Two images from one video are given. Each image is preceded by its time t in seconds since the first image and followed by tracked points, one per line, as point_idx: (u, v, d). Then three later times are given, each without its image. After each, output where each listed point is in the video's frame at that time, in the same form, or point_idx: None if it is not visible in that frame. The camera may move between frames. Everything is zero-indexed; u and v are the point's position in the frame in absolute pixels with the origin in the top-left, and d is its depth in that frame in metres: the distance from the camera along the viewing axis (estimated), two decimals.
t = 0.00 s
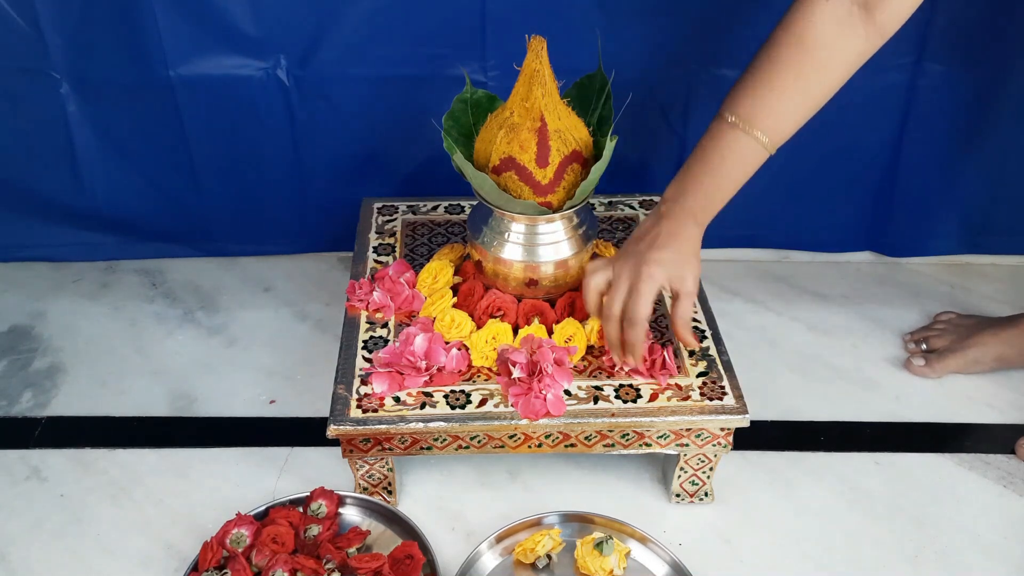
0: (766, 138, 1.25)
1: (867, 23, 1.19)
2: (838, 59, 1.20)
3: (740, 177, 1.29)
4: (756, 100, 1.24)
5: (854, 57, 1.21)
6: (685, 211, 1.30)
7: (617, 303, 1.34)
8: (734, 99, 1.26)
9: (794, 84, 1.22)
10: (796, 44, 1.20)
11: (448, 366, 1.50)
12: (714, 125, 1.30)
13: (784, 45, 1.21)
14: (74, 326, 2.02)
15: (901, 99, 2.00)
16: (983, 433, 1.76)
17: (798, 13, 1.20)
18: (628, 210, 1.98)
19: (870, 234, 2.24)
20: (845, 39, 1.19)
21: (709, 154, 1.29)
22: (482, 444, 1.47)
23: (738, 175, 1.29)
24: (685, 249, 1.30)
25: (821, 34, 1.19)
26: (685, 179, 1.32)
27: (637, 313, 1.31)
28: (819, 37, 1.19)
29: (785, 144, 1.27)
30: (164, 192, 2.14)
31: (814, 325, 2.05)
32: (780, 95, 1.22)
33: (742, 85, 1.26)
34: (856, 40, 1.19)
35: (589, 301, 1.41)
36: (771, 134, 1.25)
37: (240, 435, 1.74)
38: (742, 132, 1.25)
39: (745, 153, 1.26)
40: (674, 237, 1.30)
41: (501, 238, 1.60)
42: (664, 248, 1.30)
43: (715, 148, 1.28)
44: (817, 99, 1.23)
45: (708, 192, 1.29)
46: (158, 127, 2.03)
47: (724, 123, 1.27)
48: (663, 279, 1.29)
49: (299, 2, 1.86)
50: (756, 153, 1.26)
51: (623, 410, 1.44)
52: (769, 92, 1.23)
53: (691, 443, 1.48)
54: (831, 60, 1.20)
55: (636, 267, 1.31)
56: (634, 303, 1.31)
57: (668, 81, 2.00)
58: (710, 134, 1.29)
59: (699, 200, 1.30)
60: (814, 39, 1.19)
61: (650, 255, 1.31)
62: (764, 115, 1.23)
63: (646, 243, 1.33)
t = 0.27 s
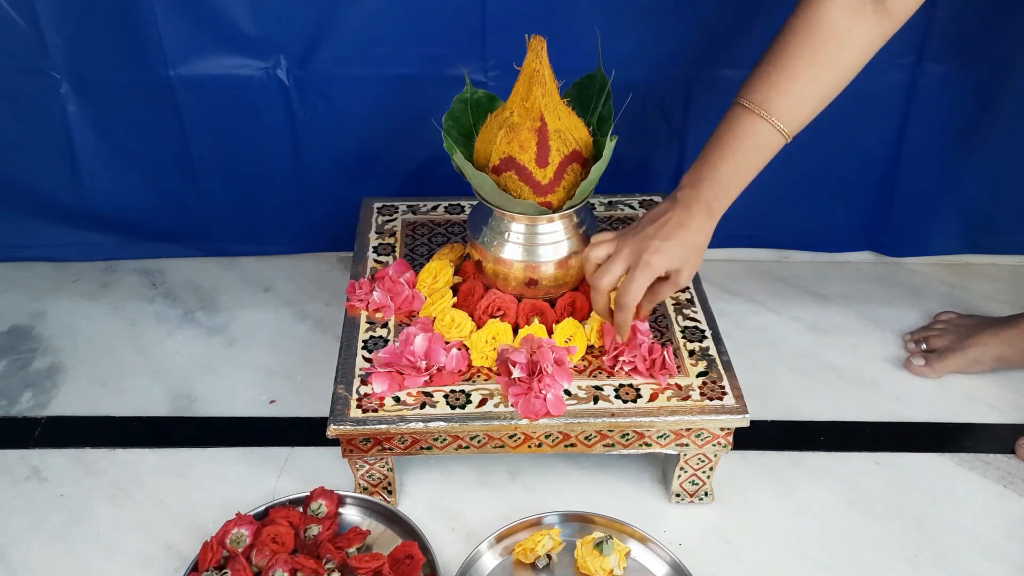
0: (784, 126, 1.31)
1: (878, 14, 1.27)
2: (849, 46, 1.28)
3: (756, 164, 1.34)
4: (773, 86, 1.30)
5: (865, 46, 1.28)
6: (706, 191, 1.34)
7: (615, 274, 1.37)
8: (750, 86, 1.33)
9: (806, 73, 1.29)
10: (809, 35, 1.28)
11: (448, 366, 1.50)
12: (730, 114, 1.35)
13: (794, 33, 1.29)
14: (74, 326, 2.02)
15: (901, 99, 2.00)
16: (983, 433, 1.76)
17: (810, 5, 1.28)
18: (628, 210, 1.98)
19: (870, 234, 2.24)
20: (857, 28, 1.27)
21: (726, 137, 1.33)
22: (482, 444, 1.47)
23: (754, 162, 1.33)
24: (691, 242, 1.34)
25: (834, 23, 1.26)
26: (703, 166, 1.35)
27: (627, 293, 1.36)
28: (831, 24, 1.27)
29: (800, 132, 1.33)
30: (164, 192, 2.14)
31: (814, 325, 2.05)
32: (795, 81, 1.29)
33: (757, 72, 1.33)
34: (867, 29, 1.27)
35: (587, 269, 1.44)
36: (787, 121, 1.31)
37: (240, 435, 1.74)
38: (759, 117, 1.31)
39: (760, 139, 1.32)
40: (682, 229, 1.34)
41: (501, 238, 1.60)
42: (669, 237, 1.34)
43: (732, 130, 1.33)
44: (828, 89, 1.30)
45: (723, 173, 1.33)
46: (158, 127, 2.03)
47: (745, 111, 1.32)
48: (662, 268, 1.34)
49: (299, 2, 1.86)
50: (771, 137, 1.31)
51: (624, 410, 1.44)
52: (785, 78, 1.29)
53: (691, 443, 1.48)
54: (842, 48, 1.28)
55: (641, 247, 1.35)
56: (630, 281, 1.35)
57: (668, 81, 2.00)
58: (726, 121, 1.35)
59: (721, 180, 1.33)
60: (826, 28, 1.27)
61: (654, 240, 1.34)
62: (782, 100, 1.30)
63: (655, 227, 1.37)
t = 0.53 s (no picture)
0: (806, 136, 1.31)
1: (890, 18, 1.27)
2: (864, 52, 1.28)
3: (781, 174, 1.34)
4: (791, 95, 1.30)
5: (879, 52, 1.28)
6: (735, 204, 1.34)
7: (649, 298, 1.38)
8: (767, 98, 1.34)
9: (821, 80, 1.29)
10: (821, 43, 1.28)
11: (448, 366, 1.50)
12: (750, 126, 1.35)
13: (808, 42, 1.30)
14: (74, 326, 2.02)
15: (901, 99, 2.00)
16: (983, 433, 1.76)
17: (821, 14, 1.29)
18: (628, 210, 1.98)
19: (870, 233, 2.24)
20: (869, 34, 1.27)
21: (748, 151, 1.34)
22: (482, 444, 1.47)
23: (777, 174, 1.34)
24: (722, 259, 1.35)
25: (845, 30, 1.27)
26: (727, 181, 1.36)
27: (666, 319, 1.36)
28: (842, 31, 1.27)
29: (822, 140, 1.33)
30: (164, 192, 2.14)
31: (814, 325, 2.05)
32: (812, 88, 1.29)
33: (774, 83, 1.33)
34: (879, 34, 1.27)
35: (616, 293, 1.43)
36: (807, 130, 1.31)
37: (240, 435, 1.74)
38: (779, 128, 1.31)
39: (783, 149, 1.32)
40: (712, 247, 1.34)
41: (501, 238, 1.60)
42: (699, 258, 1.34)
43: (752, 143, 1.33)
44: (846, 96, 1.30)
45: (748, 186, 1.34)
46: (158, 127, 2.03)
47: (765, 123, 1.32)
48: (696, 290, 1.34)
49: (298, 2, 1.86)
50: (793, 148, 1.32)
51: (624, 410, 1.44)
52: (801, 86, 1.30)
53: (691, 443, 1.48)
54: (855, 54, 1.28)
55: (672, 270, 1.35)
56: (665, 305, 1.35)
57: (668, 81, 2.00)
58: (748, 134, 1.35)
59: (748, 193, 1.34)
60: (838, 35, 1.27)
61: (684, 263, 1.35)
62: (800, 108, 1.30)
63: (683, 247, 1.37)
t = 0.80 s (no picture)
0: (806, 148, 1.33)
1: (891, 29, 1.26)
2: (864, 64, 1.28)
3: (782, 186, 1.36)
4: (790, 108, 1.32)
5: (880, 62, 1.28)
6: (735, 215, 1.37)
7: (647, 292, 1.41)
8: (769, 110, 1.35)
9: (822, 93, 1.29)
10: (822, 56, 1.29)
11: (448, 366, 1.50)
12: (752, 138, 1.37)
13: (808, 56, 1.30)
14: (74, 326, 2.02)
15: (901, 99, 2.00)
16: (983, 433, 1.76)
17: (822, 27, 1.29)
18: (628, 210, 1.98)
19: (870, 234, 2.24)
20: (870, 46, 1.27)
21: (749, 163, 1.36)
22: (482, 444, 1.47)
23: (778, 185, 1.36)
24: (723, 267, 1.37)
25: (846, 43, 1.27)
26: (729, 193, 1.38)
27: (657, 307, 1.37)
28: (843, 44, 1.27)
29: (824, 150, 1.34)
30: (164, 192, 2.14)
31: (814, 325, 2.05)
32: (813, 102, 1.30)
33: (776, 95, 1.34)
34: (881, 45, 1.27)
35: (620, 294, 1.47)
36: (807, 143, 1.32)
37: (240, 435, 1.74)
38: (780, 142, 1.33)
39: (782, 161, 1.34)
40: (712, 251, 1.38)
41: (501, 238, 1.60)
42: (700, 262, 1.38)
43: (753, 155, 1.35)
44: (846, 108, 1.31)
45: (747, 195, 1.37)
46: (158, 127, 2.03)
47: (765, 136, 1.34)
48: (694, 291, 1.36)
49: (298, 3, 1.86)
50: (794, 160, 1.33)
51: (624, 410, 1.44)
52: (802, 100, 1.30)
53: (691, 443, 1.48)
54: (856, 66, 1.28)
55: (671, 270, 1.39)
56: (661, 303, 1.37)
57: (668, 81, 2.00)
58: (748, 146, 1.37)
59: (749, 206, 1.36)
60: (839, 49, 1.27)
61: (686, 265, 1.38)
62: (801, 122, 1.31)
63: (686, 254, 1.41)
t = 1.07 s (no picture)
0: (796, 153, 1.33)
1: (885, 35, 1.28)
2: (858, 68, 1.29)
3: (771, 189, 1.36)
4: (782, 112, 1.32)
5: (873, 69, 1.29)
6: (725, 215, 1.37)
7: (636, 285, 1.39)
8: (761, 113, 1.35)
9: (815, 97, 1.30)
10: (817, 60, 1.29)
11: (448, 366, 1.50)
12: (742, 140, 1.37)
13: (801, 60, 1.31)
14: (74, 326, 2.02)
15: (901, 99, 2.00)
16: (983, 433, 1.76)
17: (817, 31, 1.30)
18: (628, 210, 1.98)
19: (870, 233, 2.24)
20: (863, 51, 1.28)
21: (738, 165, 1.36)
22: (482, 444, 1.47)
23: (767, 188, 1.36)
24: (712, 265, 1.36)
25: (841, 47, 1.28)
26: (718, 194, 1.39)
27: (648, 301, 1.36)
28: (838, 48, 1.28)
29: (813, 156, 1.35)
30: (164, 192, 2.14)
31: (814, 325, 2.05)
32: (806, 106, 1.31)
33: (768, 99, 1.35)
34: (874, 51, 1.28)
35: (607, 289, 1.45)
36: (798, 148, 1.33)
37: (240, 435, 1.74)
38: (771, 145, 1.33)
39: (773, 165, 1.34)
40: (702, 250, 1.37)
41: (501, 238, 1.60)
42: (690, 261, 1.37)
43: (743, 158, 1.36)
44: (838, 113, 1.32)
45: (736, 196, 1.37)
46: (158, 127, 2.03)
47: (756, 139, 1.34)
48: (684, 290, 1.35)
49: (299, 3, 1.86)
50: (784, 164, 1.34)
51: (623, 410, 1.44)
52: (795, 104, 1.31)
53: (691, 443, 1.48)
54: (850, 71, 1.29)
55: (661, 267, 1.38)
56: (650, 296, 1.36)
57: (668, 81, 2.00)
58: (739, 149, 1.37)
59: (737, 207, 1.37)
60: (833, 53, 1.28)
61: (676, 262, 1.37)
62: (793, 126, 1.32)
63: (675, 251, 1.40)
